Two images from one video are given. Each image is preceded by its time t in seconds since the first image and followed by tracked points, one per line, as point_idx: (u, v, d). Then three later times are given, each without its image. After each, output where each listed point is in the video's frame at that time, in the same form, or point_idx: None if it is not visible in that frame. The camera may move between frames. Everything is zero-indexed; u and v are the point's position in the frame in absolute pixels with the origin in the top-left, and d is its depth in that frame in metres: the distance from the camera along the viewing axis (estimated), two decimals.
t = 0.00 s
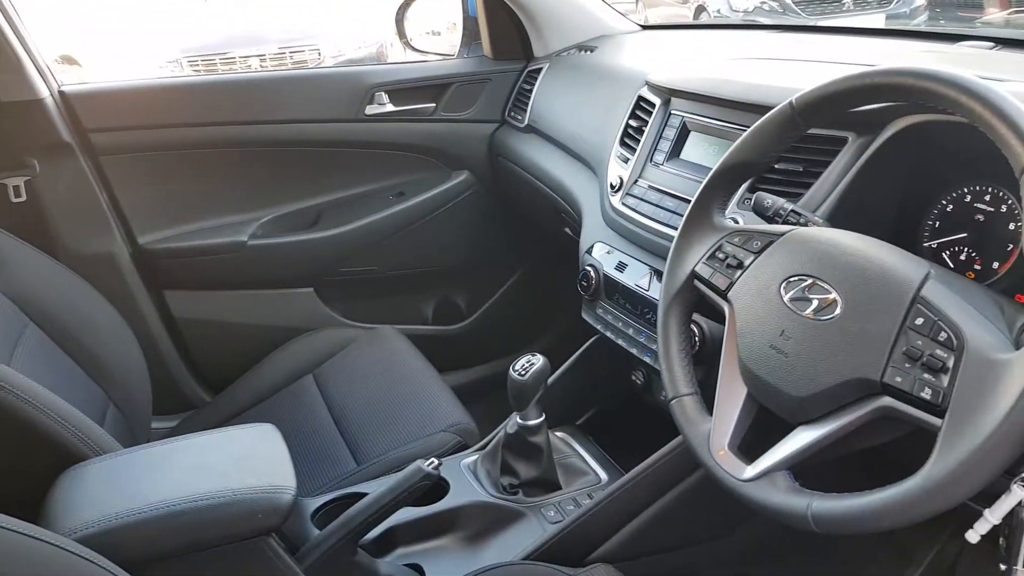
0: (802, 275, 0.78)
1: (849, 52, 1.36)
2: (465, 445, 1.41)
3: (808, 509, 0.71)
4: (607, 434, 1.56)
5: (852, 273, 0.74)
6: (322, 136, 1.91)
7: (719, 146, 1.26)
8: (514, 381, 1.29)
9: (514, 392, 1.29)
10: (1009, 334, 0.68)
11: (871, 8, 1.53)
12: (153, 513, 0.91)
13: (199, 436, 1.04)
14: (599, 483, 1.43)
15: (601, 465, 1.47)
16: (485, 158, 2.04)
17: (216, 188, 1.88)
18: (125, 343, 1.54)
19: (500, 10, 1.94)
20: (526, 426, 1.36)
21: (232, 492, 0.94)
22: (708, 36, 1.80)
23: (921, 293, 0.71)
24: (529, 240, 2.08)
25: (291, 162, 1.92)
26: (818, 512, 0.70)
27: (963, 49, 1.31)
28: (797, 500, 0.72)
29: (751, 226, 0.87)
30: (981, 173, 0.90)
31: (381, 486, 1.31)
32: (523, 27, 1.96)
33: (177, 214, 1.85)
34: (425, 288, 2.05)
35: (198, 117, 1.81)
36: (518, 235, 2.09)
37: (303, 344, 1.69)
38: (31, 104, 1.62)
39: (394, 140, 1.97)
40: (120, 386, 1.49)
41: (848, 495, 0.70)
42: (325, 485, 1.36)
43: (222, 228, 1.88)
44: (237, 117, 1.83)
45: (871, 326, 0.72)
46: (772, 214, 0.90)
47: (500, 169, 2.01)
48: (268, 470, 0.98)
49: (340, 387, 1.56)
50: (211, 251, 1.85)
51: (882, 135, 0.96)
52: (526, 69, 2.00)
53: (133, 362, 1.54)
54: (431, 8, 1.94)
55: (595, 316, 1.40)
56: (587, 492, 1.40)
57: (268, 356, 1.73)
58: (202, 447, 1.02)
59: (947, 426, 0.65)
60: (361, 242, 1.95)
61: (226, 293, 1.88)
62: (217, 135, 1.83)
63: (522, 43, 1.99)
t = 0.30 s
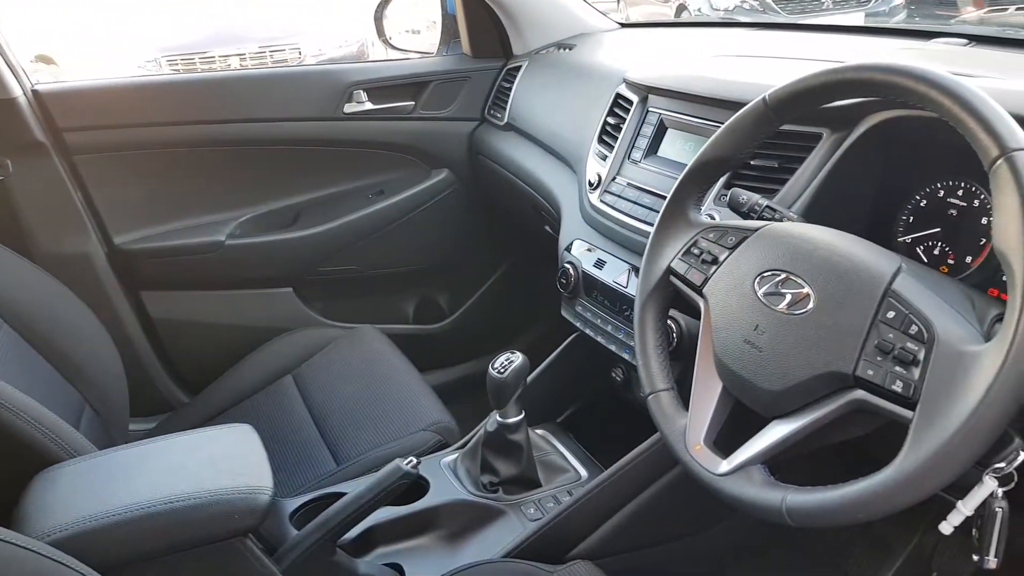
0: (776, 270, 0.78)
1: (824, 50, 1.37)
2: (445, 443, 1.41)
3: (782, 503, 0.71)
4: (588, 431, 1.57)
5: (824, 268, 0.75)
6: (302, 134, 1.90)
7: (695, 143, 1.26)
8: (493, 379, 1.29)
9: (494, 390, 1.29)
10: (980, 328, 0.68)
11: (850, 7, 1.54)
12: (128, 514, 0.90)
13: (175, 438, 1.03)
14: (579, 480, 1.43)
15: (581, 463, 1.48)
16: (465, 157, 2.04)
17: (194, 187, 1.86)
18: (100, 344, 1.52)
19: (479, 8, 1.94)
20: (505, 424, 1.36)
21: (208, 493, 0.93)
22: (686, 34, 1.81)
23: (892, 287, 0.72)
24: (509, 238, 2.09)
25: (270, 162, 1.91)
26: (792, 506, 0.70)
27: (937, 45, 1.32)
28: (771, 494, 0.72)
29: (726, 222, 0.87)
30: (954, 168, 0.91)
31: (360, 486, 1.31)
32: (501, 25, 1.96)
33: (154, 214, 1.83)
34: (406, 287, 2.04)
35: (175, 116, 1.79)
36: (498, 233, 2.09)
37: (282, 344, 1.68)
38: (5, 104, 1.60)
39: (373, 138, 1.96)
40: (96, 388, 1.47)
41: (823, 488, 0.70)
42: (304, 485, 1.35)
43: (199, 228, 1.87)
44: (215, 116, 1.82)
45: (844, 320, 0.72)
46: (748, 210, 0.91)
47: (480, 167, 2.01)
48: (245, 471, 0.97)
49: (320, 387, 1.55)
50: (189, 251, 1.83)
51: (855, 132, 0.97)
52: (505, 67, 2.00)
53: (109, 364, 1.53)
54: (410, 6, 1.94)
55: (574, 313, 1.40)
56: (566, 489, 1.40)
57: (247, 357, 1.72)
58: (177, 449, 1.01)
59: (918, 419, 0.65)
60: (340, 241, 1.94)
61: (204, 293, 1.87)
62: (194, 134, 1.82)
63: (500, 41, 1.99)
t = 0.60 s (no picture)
0: (749, 265, 0.78)
1: (802, 48, 1.37)
2: (425, 442, 1.41)
3: (756, 497, 0.71)
4: (568, 429, 1.57)
5: (797, 263, 0.75)
6: (281, 133, 1.89)
7: (673, 140, 1.26)
8: (472, 377, 1.28)
9: (473, 388, 1.29)
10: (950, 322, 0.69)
11: (832, 7, 1.53)
12: (101, 515, 0.89)
13: (150, 438, 1.02)
14: (559, 477, 1.43)
15: (561, 460, 1.48)
16: (445, 156, 2.04)
17: (172, 187, 1.85)
18: (76, 344, 1.51)
19: (458, 6, 1.94)
20: (485, 422, 1.36)
21: (183, 493, 0.92)
22: (664, 33, 1.82)
23: (864, 281, 0.72)
24: (490, 236, 2.09)
25: (250, 160, 1.89)
26: (766, 500, 0.71)
27: (913, 43, 1.33)
28: (744, 488, 0.72)
29: (701, 218, 0.87)
30: (929, 163, 0.92)
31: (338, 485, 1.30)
32: (481, 23, 1.96)
33: (131, 213, 1.82)
34: (387, 286, 2.03)
35: (153, 114, 1.77)
36: (479, 231, 2.09)
37: (261, 344, 1.67)
38: None
39: (354, 137, 1.95)
40: (72, 389, 1.45)
41: (795, 482, 0.71)
42: (283, 485, 1.34)
43: (177, 228, 1.85)
44: (193, 114, 1.80)
45: (816, 315, 0.73)
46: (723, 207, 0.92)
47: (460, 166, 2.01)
48: (221, 471, 0.97)
49: (299, 386, 1.55)
50: (167, 250, 1.81)
51: (829, 130, 0.97)
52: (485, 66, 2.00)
53: (86, 364, 1.51)
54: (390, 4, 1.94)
55: (554, 311, 1.40)
56: (546, 486, 1.40)
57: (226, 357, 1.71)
58: (152, 449, 1.00)
59: (888, 412, 0.66)
60: (320, 240, 1.93)
61: (183, 293, 1.85)
62: (172, 133, 1.80)
63: (480, 39, 1.99)
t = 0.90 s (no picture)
0: (725, 261, 0.79)
1: (780, 47, 1.38)
2: (406, 441, 1.40)
3: (732, 491, 0.72)
4: (549, 427, 1.57)
5: (771, 260, 0.76)
6: (263, 131, 1.87)
7: (652, 138, 1.27)
8: (453, 375, 1.28)
9: (454, 386, 1.29)
10: (922, 317, 0.70)
11: (812, 6, 1.54)
12: (77, 515, 0.88)
13: (126, 439, 1.02)
14: (540, 475, 1.43)
15: (543, 458, 1.48)
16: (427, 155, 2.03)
17: (151, 186, 1.83)
18: (53, 345, 1.49)
19: (439, 5, 1.94)
20: (465, 421, 1.36)
21: (161, 493, 0.91)
22: (645, 31, 1.82)
23: (838, 277, 0.73)
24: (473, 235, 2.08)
25: (230, 160, 1.88)
26: (741, 494, 0.71)
27: (889, 42, 1.34)
28: (720, 483, 0.73)
29: (678, 215, 0.88)
30: (904, 161, 0.92)
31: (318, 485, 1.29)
32: (462, 21, 1.96)
33: (110, 214, 1.80)
34: (368, 285, 2.03)
35: (131, 113, 1.76)
36: (462, 230, 2.08)
37: (241, 344, 1.66)
38: None
39: (336, 136, 1.94)
40: (49, 390, 1.44)
41: (770, 477, 0.71)
42: (263, 485, 1.34)
43: (157, 228, 1.83)
44: (172, 112, 1.79)
45: (790, 310, 0.73)
46: (700, 204, 0.92)
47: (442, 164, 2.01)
48: (197, 472, 0.96)
49: (280, 386, 1.54)
50: (146, 250, 1.80)
51: (805, 128, 0.98)
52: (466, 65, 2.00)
53: (64, 366, 1.50)
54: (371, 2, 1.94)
55: (535, 309, 1.40)
56: (527, 484, 1.39)
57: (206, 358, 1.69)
58: (128, 450, 0.99)
59: (861, 406, 0.66)
60: (301, 239, 1.92)
61: (163, 293, 1.84)
62: (152, 131, 1.79)
63: (461, 37, 1.99)
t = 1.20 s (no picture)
0: (696, 259, 0.79)
1: (757, 46, 1.39)
2: (384, 442, 1.40)
3: (703, 487, 0.72)
4: (529, 426, 1.57)
5: (742, 256, 0.76)
6: (241, 130, 1.86)
7: (629, 137, 1.27)
8: (431, 375, 1.28)
9: (432, 385, 1.29)
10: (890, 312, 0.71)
11: (791, 7, 1.55)
12: (48, 518, 0.87)
13: (97, 442, 1.01)
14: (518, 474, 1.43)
15: (522, 458, 1.48)
16: (406, 155, 2.03)
17: (126, 187, 1.81)
18: (28, 347, 1.48)
19: (418, 4, 1.93)
20: (444, 421, 1.36)
21: (134, 495, 0.91)
22: (624, 31, 1.83)
23: (807, 273, 0.73)
24: (454, 234, 2.08)
25: (208, 159, 1.87)
26: (712, 489, 0.71)
27: (865, 41, 1.35)
28: (692, 479, 0.73)
29: (652, 213, 0.88)
30: (877, 160, 0.93)
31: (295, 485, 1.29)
32: (441, 21, 1.96)
33: (85, 214, 1.78)
34: (348, 285, 2.02)
35: (107, 113, 1.74)
36: (443, 230, 2.08)
37: (220, 346, 1.65)
38: None
39: (315, 135, 1.93)
40: (23, 392, 1.43)
41: (741, 472, 0.72)
42: (240, 487, 1.33)
43: (133, 229, 1.82)
44: (149, 112, 1.78)
45: (760, 306, 0.74)
46: (675, 202, 0.93)
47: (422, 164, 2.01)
48: (170, 473, 0.95)
49: (258, 387, 1.53)
50: (122, 251, 1.78)
51: (778, 127, 0.98)
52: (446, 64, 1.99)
53: (39, 368, 1.48)
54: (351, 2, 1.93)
55: (514, 308, 1.40)
56: (505, 483, 1.39)
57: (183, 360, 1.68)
58: (99, 452, 0.98)
59: (829, 400, 0.67)
60: (280, 239, 1.91)
61: (139, 294, 1.82)
62: (128, 131, 1.77)
63: (441, 36, 1.99)
